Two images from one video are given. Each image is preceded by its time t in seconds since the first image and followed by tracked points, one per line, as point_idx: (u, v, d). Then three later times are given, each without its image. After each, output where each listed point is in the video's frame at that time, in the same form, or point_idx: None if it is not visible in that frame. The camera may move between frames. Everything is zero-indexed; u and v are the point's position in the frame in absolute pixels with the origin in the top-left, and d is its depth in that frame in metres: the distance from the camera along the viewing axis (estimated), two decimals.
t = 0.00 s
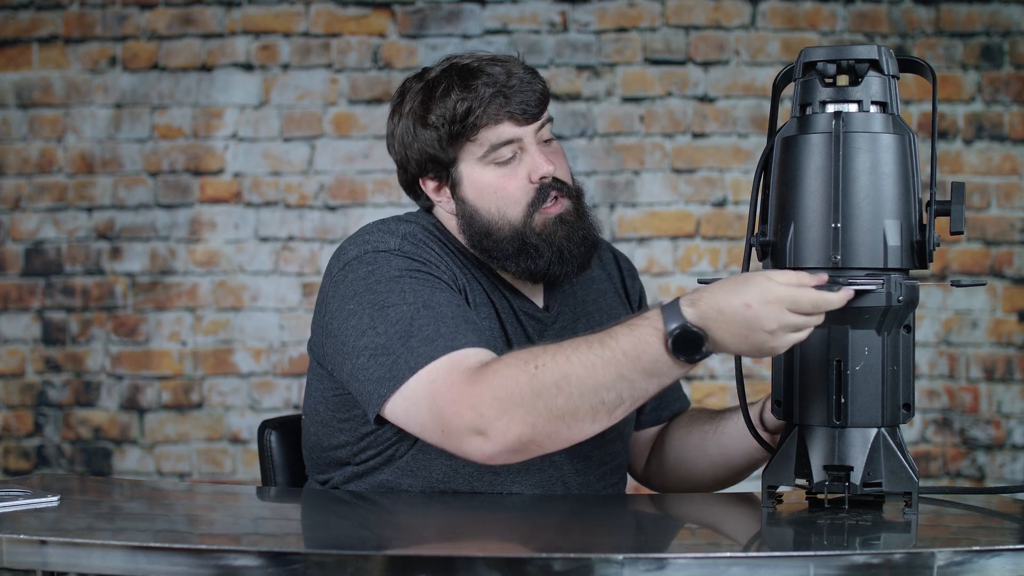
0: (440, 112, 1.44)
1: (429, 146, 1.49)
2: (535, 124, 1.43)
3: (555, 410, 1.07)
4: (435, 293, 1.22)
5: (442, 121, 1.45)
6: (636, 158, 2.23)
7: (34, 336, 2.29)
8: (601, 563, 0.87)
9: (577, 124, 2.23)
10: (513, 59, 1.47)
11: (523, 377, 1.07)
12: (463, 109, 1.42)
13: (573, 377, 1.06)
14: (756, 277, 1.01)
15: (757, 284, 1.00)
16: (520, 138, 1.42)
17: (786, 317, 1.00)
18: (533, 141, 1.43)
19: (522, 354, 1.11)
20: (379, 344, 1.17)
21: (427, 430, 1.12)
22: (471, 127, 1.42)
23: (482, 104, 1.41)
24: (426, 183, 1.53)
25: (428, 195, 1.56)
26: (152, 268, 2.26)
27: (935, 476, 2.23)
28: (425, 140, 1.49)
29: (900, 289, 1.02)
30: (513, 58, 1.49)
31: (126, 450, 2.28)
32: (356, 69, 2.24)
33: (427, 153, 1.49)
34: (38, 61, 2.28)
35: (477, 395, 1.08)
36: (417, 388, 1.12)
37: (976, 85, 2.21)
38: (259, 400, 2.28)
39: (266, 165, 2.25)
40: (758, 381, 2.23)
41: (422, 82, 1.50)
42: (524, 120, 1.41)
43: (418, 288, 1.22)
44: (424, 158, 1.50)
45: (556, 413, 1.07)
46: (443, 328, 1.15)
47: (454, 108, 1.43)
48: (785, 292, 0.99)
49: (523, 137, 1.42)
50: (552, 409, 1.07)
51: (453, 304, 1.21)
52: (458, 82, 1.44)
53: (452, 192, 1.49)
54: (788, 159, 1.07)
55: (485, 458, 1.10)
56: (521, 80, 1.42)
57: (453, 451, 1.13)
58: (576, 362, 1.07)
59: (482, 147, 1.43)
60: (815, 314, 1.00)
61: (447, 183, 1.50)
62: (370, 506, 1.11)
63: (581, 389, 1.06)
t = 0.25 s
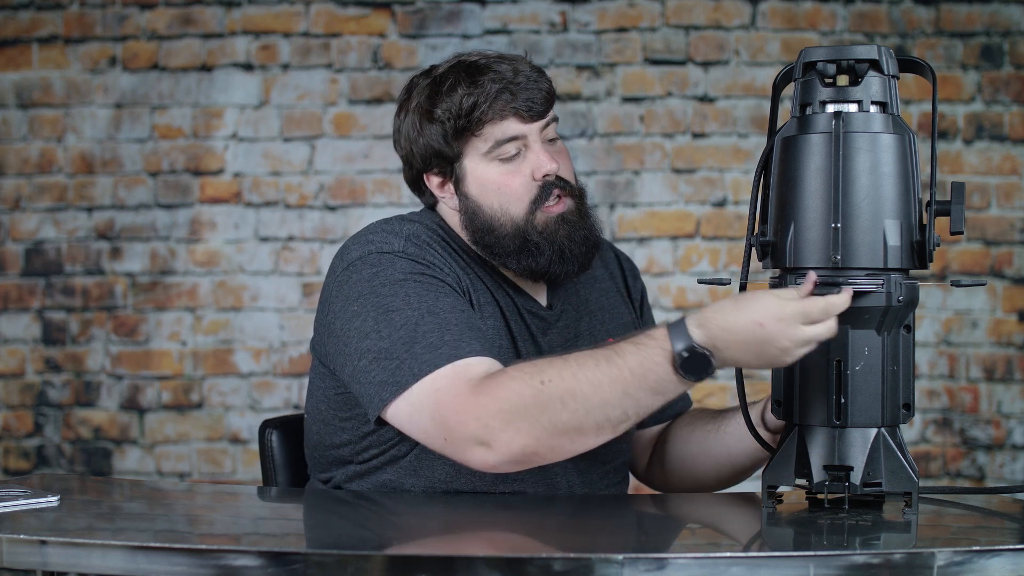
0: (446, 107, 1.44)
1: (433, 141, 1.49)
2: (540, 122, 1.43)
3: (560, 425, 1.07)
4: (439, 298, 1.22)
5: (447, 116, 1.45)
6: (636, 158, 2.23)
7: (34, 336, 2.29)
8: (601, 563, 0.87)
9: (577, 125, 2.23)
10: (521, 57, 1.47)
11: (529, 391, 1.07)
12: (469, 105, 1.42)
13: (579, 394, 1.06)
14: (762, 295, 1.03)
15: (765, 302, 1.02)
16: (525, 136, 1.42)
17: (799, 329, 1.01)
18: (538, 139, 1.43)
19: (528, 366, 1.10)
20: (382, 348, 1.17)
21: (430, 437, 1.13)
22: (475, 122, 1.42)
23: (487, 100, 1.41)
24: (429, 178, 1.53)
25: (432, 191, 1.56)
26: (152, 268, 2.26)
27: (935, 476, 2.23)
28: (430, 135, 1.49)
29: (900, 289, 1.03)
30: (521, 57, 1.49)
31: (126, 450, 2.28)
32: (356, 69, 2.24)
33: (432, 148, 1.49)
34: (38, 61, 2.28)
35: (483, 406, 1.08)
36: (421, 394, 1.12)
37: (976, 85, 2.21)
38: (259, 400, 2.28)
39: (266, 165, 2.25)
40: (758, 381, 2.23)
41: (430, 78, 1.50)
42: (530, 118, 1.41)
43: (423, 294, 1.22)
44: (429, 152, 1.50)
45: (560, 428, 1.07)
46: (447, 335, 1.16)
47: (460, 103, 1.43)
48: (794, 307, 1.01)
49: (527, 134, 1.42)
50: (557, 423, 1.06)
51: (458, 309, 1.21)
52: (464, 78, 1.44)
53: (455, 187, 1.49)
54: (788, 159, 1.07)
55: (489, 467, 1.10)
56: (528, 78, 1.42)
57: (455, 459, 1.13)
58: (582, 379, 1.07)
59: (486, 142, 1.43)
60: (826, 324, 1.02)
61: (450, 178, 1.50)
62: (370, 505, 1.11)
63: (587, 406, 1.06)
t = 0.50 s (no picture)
0: (448, 104, 1.45)
1: (436, 138, 1.49)
2: (541, 122, 1.43)
3: (578, 425, 1.07)
4: (448, 296, 1.22)
5: (450, 112, 1.45)
6: (636, 158, 2.23)
7: (34, 336, 2.29)
8: (601, 563, 0.87)
9: (577, 125, 2.23)
10: (526, 58, 1.47)
11: (548, 390, 1.07)
12: (471, 102, 1.42)
13: (600, 396, 1.06)
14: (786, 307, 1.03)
15: (790, 313, 1.02)
16: (526, 135, 1.42)
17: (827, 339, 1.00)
18: (539, 139, 1.43)
19: (547, 365, 1.10)
20: (391, 344, 1.17)
21: (442, 434, 1.12)
22: (477, 120, 1.43)
23: (489, 99, 1.41)
24: (432, 174, 1.53)
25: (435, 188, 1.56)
26: (152, 268, 2.26)
27: (935, 476, 2.23)
28: (433, 131, 1.49)
29: (900, 289, 1.03)
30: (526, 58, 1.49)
31: (126, 450, 2.28)
32: (356, 69, 2.24)
33: (434, 145, 1.50)
34: (38, 61, 2.28)
35: (501, 402, 1.08)
36: (434, 391, 1.12)
37: (975, 85, 2.21)
38: (259, 400, 2.28)
39: (266, 165, 2.25)
40: (758, 381, 2.23)
41: (434, 75, 1.51)
42: (531, 117, 1.42)
43: (432, 292, 1.22)
44: (431, 149, 1.51)
45: (578, 428, 1.07)
46: (459, 332, 1.16)
47: (462, 101, 1.43)
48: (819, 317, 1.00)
49: (528, 134, 1.42)
50: (576, 422, 1.07)
51: (467, 307, 1.21)
52: (468, 76, 1.45)
53: (456, 184, 1.49)
54: (788, 159, 1.07)
55: (502, 462, 1.11)
56: (531, 79, 1.43)
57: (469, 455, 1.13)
58: (603, 381, 1.07)
59: (487, 140, 1.43)
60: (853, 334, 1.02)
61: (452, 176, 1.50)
62: (372, 505, 1.10)
63: (606, 408, 1.07)
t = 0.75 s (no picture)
0: (448, 105, 1.45)
1: (436, 138, 1.49)
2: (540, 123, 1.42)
3: (567, 452, 1.07)
4: (445, 308, 1.22)
5: (449, 113, 1.45)
6: (636, 158, 2.23)
7: (34, 336, 2.29)
8: (601, 563, 0.87)
9: (576, 124, 2.23)
10: (528, 60, 1.47)
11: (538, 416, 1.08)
12: (470, 103, 1.42)
13: (588, 426, 1.06)
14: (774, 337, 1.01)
15: (780, 344, 1.01)
16: (524, 137, 1.42)
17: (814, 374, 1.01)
18: (538, 140, 1.42)
19: (539, 391, 1.10)
20: (388, 353, 1.17)
21: (433, 447, 1.13)
22: (475, 121, 1.43)
23: (488, 100, 1.41)
24: (434, 173, 1.53)
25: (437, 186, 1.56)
26: (152, 268, 2.26)
27: (935, 476, 2.23)
28: (433, 132, 1.49)
29: (900, 289, 1.03)
30: (530, 59, 1.49)
31: (126, 450, 2.28)
32: (356, 69, 2.24)
33: (435, 145, 1.50)
34: (38, 61, 2.28)
35: (491, 428, 1.09)
36: (427, 404, 1.13)
37: (976, 85, 2.21)
38: (259, 400, 2.28)
39: (266, 165, 2.25)
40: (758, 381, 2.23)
41: (437, 75, 1.51)
42: (530, 119, 1.41)
43: (430, 300, 1.23)
44: (432, 149, 1.51)
45: (567, 455, 1.08)
46: (456, 347, 1.16)
47: (461, 102, 1.43)
48: (809, 352, 1.00)
49: (527, 136, 1.42)
50: (563, 450, 1.07)
51: (465, 319, 1.21)
52: (468, 77, 1.45)
53: (456, 184, 1.49)
54: (788, 159, 1.07)
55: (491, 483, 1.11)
56: (531, 81, 1.42)
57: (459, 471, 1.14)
58: (591, 411, 1.06)
59: (485, 141, 1.43)
60: (841, 367, 1.02)
61: (452, 175, 1.50)
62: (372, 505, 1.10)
63: (594, 438, 1.06)
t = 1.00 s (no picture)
0: (448, 108, 1.44)
1: (436, 140, 1.49)
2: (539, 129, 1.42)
3: (562, 464, 1.09)
4: (442, 314, 1.22)
5: (449, 116, 1.45)
6: (636, 158, 2.23)
7: (34, 336, 2.29)
8: (601, 563, 0.87)
9: (576, 124, 2.23)
10: (529, 64, 1.46)
11: (533, 430, 1.09)
12: (470, 108, 1.42)
13: (583, 439, 1.08)
14: (765, 353, 1.01)
15: (772, 363, 1.00)
16: (523, 142, 1.42)
17: (806, 389, 1.00)
18: (537, 146, 1.42)
19: (535, 403, 1.11)
20: (384, 359, 1.17)
21: (428, 452, 1.14)
22: (475, 126, 1.42)
23: (488, 105, 1.40)
24: (434, 174, 1.53)
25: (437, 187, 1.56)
26: (152, 268, 2.26)
27: (935, 476, 2.23)
28: (433, 133, 1.49)
29: (900, 289, 1.03)
30: (532, 63, 1.48)
31: (126, 450, 2.28)
32: (356, 69, 2.24)
33: (434, 146, 1.50)
34: (38, 61, 2.28)
35: (485, 438, 1.10)
36: (422, 411, 1.14)
37: (976, 85, 2.21)
38: (259, 400, 2.28)
39: (266, 165, 2.25)
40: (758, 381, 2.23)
41: (438, 76, 1.50)
42: (529, 125, 1.41)
43: (427, 306, 1.23)
44: (432, 149, 1.51)
45: (562, 466, 1.09)
46: (452, 354, 1.16)
47: (461, 106, 1.43)
48: (802, 370, 1.00)
49: (527, 141, 1.42)
50: (558, 463, 1.08)
51: (462, 325, 1.21)
52: (469, 80, 1.44)
53: (455, 186, 1.49)
54: (788, 159, 1.07)
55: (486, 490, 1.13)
56: (531, 87, 1.42)
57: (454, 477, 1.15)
58: (587, 425, 1.08)
59: (485, 145, 1.43)
60: (833, 381, 1.01)
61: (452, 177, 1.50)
62: (369, 505, 1.10)
63: (589, 451, 1.07)
